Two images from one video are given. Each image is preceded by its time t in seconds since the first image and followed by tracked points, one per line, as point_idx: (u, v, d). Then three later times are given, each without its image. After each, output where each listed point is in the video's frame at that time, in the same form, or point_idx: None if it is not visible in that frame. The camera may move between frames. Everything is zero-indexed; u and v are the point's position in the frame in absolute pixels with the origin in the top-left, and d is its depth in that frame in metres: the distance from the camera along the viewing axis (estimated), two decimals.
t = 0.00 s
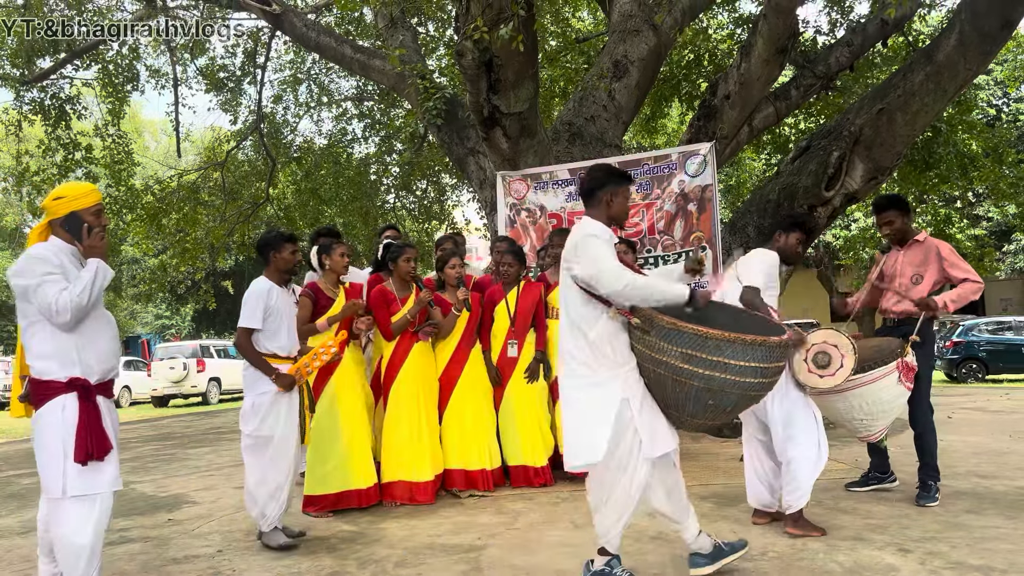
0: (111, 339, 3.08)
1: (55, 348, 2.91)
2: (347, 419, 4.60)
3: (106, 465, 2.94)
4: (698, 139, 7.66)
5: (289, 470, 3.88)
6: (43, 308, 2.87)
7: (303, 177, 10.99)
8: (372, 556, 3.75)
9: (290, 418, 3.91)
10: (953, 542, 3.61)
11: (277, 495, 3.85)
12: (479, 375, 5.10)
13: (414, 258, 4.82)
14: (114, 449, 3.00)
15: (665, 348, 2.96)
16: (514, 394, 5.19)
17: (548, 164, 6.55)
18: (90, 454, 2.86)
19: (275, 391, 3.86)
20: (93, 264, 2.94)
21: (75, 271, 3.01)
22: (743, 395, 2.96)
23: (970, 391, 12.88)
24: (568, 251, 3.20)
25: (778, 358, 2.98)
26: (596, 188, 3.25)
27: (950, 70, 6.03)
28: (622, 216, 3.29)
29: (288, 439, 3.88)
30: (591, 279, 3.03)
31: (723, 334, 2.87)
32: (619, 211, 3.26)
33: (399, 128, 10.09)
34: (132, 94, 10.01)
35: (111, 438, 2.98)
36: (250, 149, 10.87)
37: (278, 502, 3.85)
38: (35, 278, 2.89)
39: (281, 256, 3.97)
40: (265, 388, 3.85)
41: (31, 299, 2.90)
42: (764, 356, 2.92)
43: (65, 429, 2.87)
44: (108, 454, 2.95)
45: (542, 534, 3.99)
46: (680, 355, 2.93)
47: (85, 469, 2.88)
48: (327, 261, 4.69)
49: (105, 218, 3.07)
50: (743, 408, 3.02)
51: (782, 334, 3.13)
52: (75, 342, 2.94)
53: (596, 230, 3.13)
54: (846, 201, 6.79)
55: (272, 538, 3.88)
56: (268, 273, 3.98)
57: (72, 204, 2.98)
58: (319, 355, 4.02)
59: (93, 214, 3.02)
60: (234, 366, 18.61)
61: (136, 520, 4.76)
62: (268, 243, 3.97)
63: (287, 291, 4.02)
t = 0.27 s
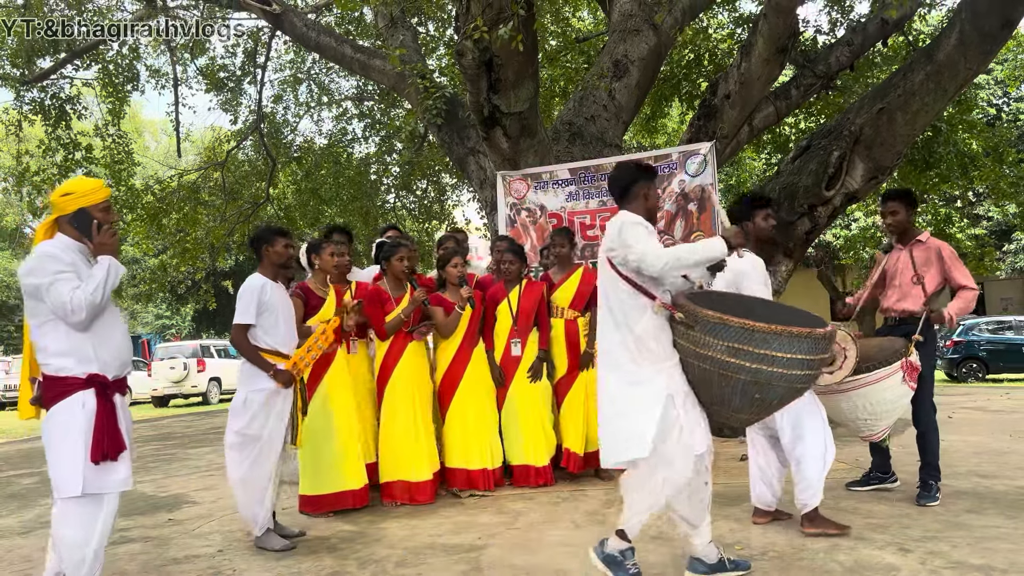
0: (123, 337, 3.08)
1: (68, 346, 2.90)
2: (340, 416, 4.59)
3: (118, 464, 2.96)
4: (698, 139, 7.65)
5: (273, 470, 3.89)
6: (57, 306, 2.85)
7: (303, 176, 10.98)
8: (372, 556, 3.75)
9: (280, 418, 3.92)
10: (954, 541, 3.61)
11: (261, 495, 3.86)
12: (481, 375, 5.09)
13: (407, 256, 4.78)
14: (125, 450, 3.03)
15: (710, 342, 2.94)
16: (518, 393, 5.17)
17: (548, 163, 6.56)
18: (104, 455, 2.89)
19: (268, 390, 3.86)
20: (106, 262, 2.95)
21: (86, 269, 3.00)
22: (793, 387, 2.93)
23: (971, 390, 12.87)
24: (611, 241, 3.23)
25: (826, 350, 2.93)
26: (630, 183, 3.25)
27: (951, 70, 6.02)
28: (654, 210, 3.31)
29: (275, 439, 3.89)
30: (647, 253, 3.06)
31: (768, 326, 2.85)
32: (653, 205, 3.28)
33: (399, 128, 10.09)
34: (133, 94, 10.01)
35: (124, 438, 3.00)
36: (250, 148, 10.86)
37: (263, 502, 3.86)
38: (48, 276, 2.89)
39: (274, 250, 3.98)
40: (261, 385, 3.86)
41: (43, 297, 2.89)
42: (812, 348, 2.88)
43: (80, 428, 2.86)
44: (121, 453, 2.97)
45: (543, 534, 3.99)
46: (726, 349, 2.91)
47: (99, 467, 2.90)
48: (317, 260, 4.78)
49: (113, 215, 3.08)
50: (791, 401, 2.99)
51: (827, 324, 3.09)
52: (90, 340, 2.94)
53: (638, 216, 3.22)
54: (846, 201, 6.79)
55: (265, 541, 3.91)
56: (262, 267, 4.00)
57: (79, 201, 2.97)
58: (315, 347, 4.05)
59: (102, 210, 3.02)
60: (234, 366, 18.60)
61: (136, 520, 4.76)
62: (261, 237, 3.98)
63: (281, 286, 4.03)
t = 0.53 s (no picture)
0: (130, 338, 3.09)
1: (80, 347, 2.90)
2: (332, 416, 4.56)
3: (127, 467, 2.97)
4: (699, 138, 7.65)
5: (275, 471, 3.89)
6: (70, 305, 2.85)
7: (303, 176, 10.98)
8: (373, 556, 3.75)
9: (279, 419, 3.92)
10: (954, 541, 3.61)
11: (263, 496, 3.87)
12: (490, 373, 5.07)
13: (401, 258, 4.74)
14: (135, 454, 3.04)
15: (741, 339, 2.92)
16: (525, 391, 5.16)
17: (548, 163, 6.56)
18: (116, 459, 2.90)
19: (265, 391, 3.86)
20: (117, 262, 2.94)
21: (96, 269, 3.00)
22: (818, 391, 2.92)
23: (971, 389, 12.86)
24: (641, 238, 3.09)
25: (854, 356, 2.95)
26: (658, 181, 3.13)
27: (951, 69, 6.02)
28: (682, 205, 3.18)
29: (274, 439, 3.89)
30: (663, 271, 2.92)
31: (801, 327, 2.86)
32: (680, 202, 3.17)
33: (400, 128, 10.09)
34: (132, 94, 10.00)
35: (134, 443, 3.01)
36: (250, 149, 10.86)
37: (265, 503, 3.87)
38: (59, 275, 2.87)
39: (270, 251, 3.97)
40: (256, 386, 3.85)
41: (55, 297, 2.88)
42: (841, 353, 2.89)
43: (91, 432, 2.87)
44: (130, 457, 2.98)
45: (543, 533, 3.99)
46: (756, 348, 2.90)
47: (109, 471, 2.91)
48: (308, 262, 4.62)
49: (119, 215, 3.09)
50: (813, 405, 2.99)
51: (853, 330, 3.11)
52: (100, 341, 2.95)
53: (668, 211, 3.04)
54: (846, 200, 6.79)
55: (267, 541, 3.90)
56: (257, 268, 3.98)
57: (85, 199, 2.96)
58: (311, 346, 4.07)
59: (109, 209, 3.03)
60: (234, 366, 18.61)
61: (137, 520, 4.76)
62: (257, 237, 3.97)
63: (275, 286, 4.03)
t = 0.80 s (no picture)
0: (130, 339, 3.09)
1: (83, 349, 2.89)
2: (332, 415, 4.56)
3: (130, 467, 2.97)
4: (699, 138, 7.64)
5: (275, 472, 3.89)
6: (72, 308, 2.83)
7: (303, 177, 10.98)
8: (372, 556, 3.75)
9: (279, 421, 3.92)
10: (954, 540, 3.60)
11: (265, 496, 3.87)
12: (497, 371, 5.07)
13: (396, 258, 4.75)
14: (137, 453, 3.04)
15: (773, 343, 2.91)
16: (534, 392, 5.14)
17: (548, 163, 6.56)
18: (118, 461, 2.90)
19: (264, 392, 3.86)
20: (120, 262, 2.99)
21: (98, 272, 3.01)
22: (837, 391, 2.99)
23: (972, 388, 12.84)
24: (666, 238, 2.95)
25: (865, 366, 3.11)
26: (682, 178, 3.05)
27: (951, 68, 6.02)
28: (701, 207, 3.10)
29: (273, 442, 3.88)
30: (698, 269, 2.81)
31: (832, 335, 2.97)
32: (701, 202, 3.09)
33: (399, 128, 10.09)
34: (132, 94, 10.00)
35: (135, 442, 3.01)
36: (249, 149, 10.86)
37: (266, 503, 3.88)
38: (64, 276, 2.85)
39: (269, 250, 3.97)
40: (254, 388, 3.84)
41: (59, 299, 2.86)
42: (858, 361, 3.04)
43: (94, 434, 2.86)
44: (132, 456, 2.98)
45: (543, 533, 3.99)
46: (789, 352, 2.90)
47: (112, 472, 2.90)
48: (305, 261, 4.63)
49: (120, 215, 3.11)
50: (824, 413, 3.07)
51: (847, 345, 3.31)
52: (103, 342, 2.94)
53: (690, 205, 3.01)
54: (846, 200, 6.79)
55: (267, 541, 3.92)
56: (256, 268, 3.98)
57: (86, 199, 2.96)
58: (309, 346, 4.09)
59: (110, 210, 3.04)
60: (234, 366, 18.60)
61: (137, 520, 4.76)
62: (256, 237, 3.97)
63: (275, 287, 4.02)
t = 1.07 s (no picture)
0: (122, 340, 3.08)
1: (75, 349, 2.88)
2: (330, 416, 4.56)
3: (124, 467, 2.97)
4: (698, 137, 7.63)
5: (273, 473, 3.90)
6: (63, 310, 2.84)
7: (303, 177, 10.97)
8: (373, 556, 3.75)
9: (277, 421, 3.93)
10: (955, 539, 3.61)
11: (262, 497, 3.88)
12: (496, 371, 5.08)
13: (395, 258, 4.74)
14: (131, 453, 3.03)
15: (807, 341, 2.94)
16: (534, 392, 5.14)
17: (547, 163, 6.56)
18: (113, 461, 2.90)
19: (263, 392, 3.86)
20: (110, 263, 2.94)
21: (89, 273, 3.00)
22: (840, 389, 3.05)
23: (972, 388, 12.83)
24: (694, 234, 2.84)
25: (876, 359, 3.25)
26: (702, 170, 3.00)
27: (950, 67, 6.02)
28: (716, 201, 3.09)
29: (272, 443, 3.89)
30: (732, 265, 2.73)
31: (857, 331, 3.06)
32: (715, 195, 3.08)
33: (399, 128, 10.09)
34: (132, 95, 10.00)
35: (129, 442, 3.00)
36: (249, 149, 10.85)
37: (264, 504, 3.89)
38: (53, 279, 2.85)
39: (268, 251, 3.98)
40: (253, 388, 3.85)
41: (49, 301, 2.86)
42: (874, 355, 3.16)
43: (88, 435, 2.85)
44: (126, 456, 2.98)
45: (543, 533, 3.99)
46: (822, 350, 2.96)
47: (106, 472, 2.90)
48: (302, 262, 4.60)
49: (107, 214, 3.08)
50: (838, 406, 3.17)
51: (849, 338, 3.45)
52: (95, 343, 2.93)
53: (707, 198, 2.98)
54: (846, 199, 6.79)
55: (265, 541, 3.92)
56: (255, 269, 3.98)
57: (75, 201, 2.94)
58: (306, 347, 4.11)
59: (98, 211, 3.02)
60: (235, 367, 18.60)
61: (138, 521, 4.76)
62: (255, 238, 3.96)
63: (274, 288, 4.02)
